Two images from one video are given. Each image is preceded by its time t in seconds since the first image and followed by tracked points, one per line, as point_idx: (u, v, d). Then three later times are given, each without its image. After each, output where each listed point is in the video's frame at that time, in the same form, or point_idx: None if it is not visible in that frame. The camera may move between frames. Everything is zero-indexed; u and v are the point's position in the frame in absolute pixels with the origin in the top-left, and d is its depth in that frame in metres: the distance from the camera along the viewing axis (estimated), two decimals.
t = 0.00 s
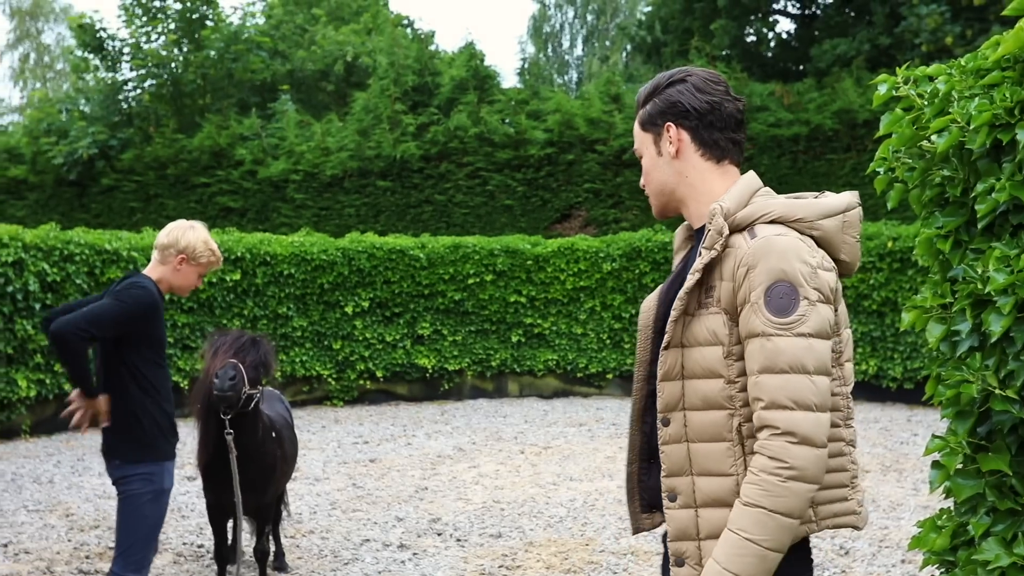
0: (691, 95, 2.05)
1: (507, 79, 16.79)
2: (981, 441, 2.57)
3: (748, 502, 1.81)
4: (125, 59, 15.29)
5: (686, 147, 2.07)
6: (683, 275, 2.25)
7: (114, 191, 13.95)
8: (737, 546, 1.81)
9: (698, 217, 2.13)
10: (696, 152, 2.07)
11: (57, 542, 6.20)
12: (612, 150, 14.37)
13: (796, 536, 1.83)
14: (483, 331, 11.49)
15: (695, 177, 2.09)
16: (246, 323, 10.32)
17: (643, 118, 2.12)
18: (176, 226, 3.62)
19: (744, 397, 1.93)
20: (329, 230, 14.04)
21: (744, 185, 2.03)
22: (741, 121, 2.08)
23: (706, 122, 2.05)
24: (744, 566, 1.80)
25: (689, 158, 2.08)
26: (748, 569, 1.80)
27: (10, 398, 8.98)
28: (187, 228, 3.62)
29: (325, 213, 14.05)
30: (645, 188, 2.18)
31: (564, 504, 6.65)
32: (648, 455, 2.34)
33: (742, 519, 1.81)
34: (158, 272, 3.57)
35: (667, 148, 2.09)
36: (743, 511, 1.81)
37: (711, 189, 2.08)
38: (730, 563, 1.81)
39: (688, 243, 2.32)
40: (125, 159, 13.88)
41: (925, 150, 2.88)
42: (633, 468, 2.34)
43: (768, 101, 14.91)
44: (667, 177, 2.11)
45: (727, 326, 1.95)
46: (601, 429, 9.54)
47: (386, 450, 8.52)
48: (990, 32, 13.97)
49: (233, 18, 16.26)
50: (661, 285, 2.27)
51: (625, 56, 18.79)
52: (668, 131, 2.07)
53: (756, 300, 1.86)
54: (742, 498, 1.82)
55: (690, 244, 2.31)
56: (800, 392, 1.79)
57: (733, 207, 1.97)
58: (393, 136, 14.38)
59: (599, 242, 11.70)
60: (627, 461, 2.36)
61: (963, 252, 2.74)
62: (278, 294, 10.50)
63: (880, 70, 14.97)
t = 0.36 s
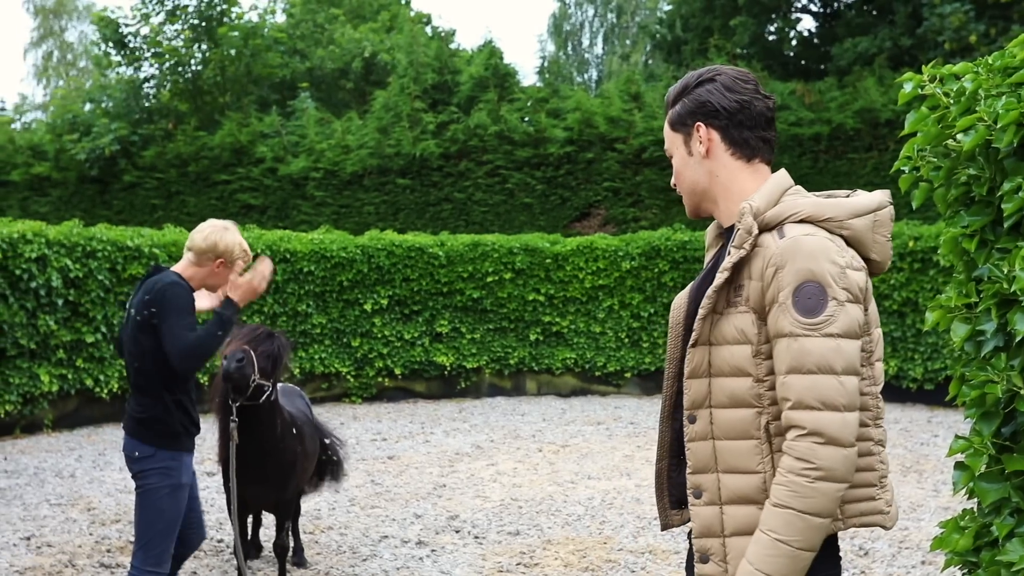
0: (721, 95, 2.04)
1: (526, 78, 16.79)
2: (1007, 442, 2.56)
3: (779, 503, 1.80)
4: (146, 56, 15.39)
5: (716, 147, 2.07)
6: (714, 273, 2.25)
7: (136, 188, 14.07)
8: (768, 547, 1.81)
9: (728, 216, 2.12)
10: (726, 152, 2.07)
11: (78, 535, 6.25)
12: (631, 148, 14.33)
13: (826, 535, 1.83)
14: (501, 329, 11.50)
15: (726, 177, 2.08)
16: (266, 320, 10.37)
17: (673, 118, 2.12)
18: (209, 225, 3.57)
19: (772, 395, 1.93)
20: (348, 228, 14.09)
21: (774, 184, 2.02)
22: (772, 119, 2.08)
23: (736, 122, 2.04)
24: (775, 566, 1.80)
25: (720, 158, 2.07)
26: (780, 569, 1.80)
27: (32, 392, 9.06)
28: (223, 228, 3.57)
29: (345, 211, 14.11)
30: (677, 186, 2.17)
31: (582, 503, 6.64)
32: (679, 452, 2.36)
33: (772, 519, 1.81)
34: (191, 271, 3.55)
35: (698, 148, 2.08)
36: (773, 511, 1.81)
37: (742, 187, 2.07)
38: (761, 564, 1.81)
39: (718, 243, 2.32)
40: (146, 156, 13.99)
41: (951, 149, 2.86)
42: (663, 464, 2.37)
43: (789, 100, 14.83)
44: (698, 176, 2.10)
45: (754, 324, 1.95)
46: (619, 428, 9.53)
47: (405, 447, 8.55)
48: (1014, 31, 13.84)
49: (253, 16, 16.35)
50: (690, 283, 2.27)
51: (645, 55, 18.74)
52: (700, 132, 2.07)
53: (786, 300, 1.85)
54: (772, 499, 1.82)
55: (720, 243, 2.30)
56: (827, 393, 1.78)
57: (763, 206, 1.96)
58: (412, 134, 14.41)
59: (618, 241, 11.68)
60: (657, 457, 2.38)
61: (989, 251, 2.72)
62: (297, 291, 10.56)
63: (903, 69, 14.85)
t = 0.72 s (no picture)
0: (725, 85, 2.03)
1: (530, 65, 16.73)
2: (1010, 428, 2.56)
3: (810, 484, 1.79)
4: (148, 43, 15.36)
5: (721, 137, 2.06)
6: (714, 259, 2.27)
7: (139, 174, 14.07)
8: (807, 531, 1.79)
9: (735, 204, 2.12)
10: (731, 141, 2.06)
11: (83, 520, 6.29)
12: (635, 136, 14.30)
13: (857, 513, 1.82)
14: (504, 316, 11.51)
15: (731, 165, 2.07)
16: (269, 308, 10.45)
17: (677, 109, 2.11)
18: (231, 212, 3.65)
19: (788, 376, 1.94)
20: (351, 215, 14.08)
21: (784, 168, 2.02)
22: (777, 108, 2.06)
23: (740, 112, 2.03)
24: (820, 549, 1.78)
25: (724, 148, 2.06)
26: (823, 552, 1.78)
27: (37, 378, 9.07)
28: (249, 214, 3.67)
29: (348, 198, 14.09)
30: (683, 175, 2.16)
31: (584, 489, 6.66)
32: (675, 435, 2.38)
33: (807, 501, 1.79)
34: (225, 260, 3.63)
35: (702, 138, 2.07)
36: (806, 493, 1.79)
37: (748, 175, 2.07)
38: (804, 549, 1.79)
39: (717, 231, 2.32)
40: (149, 143, 13.99)
41: (956, 135, 2.84)
42: (658, 448, 2.39)
43: (793, 87, 14.78)
44: (704, 167, 2.10)
45: (770, 305, 1.95)
46: (621, 415, 9.54)
47: (408, 434, 8.57)
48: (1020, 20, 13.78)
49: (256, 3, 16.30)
50: (691, 267, 2.31)
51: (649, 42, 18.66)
52: (704, 123, 2.06)
53: (805, 279, 1.85)
54: (802, 480, 1.81)
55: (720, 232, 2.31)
56: (848, 370, 1.79)
57: (777, 188, 1.97)
58: (416, 121, 14.38)
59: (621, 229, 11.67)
60: (654, 440, 2.40)
61: (993, 238, 2.71)
62: (301, 279, 10.57)
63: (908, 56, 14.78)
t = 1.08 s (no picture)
0: (721, 77, 2.03)
1: (531, 57, 16.71)
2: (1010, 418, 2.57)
3: (807, 472, 1.80)
4: (149, 36, 15.34)
5: (718, 129, 2.06)
6: (712, 251, 2.27)
7: (140, 167, 14.07)
8: (802, 518, 1.80)
9: (735, 195, 2.12)
10: (728, 133, 2.05)
11: (86, 512, 6.30)
12: (636, 127, 14.28)
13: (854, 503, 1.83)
14: (505, 308, 11.52)
15: (730, 157, 2.07)
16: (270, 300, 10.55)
17: (673, 102, 2.11)
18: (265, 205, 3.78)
19: (790, 366, 1.94)
20: (352, 207, 14.07)
21: (783, 159, 2.02)
22: (773, 99, 2.06)
23: (737, 104, 2.03)
24: (814, 537, 1.79)
25: (722, 140, 2.06)
26: (816, 539, 1.79)
27: (38, 371, 9.09)
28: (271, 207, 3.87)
29: (349, 190, 14.08)
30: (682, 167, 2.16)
31: (586, 480, 6.67)
32: (677, 429, 2.39)
33: (804, 489, 1.80)
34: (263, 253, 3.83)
35: (699, 130, 2.07)
36: (803, 481, 1.80)
37: (747, 165, 2.07)
38: (797, 535, 1.80)
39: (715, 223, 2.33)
40: (149, 136, 13.98)
41: (957, 123, 2.84)
42: (661, 442, 2.40)
43: (794, 78, 14.74)
44: (701, 159, 2.09)
45: (772, 295, 1.95)
46: (622, 407, 9.56)
47: (409, 426, 8.59)
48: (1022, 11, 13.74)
49: None
50: (691, 260, 2.32)
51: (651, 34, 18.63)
52: (702, 115, 2.05)
53: (806, 270, 1.85)
54: (801, 469, 1.81)
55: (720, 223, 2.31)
56: (848, 361, 1.79)
57: (777, 179, 1.97)
58: (417, 113, 14.36)
59: (622, 221, 11.66)
60: (657, 433, 2.40)
61: (994, 228, 2.71)
62: (302, 271, 10.59)
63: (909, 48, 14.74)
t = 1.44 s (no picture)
0: (732, 72, 2.03)
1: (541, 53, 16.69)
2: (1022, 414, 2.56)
3: (812, 467, 1.80)
4: (161, 32, 15.39)
5: (729, 124, 2.06)
6: (725, 246, 2.27)
7: (152, 163, 14.14)
8: (804, 512, 1.80)
9: (746, 190, 2.12)
10: (739, 127, 2.05)
11: (99, 506, 6.35)
12: (646, 123, 14.26)
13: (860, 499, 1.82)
14: (515, 304, 11.53)
15: (741, 152, 2.07)
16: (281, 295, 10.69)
17: (686, 96, 2.11)
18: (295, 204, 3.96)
19: (799, 362, 1.94)
20: (363, 203, 14.10)
21: (793, 155, 2.02)
22: (785, 93, 2.05)
23: (748, 98, 2.03)
24: (815, 531, 1.79)
25: (733, 134, 2.06)
26: (818, 534, 1.79)
27: (51, 366, 9.16)
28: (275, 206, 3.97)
29: (359, 186, 14.11)
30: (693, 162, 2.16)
31: (596, 476, 6.68)
32: (689, 423, 2.39)
33: (807, 483, 1.80)
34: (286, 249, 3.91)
35: (711, 125, 2.07)
36: (807, 476, 1.81)
37: (758, 160, 2.07)
38: (800, 530, 1.80)
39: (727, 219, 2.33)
40: (161, 132, 14.05)
41: (973, 117, 2.83)
42: (673, 436, 2.40)
43: (805, 74, 14.69)
44: (712, 154, 2.10)
45: (781, 290, 1.95)
46: (633, 403, 9.56)
47: (419, 421, 8.61)
48: None
49: None
50: (703, 255, 2.32)
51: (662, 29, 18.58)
52: (716, 110, 2.05)
53: (815, 266, 1.85)
54: (805, 463, 1.82)
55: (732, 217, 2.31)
56: (855, 357, 1.79)
57: (787, 174, 1.97)
58: (427, 109, 14.37)
59: (632, 217, 11.65)
60: (668, 428, 2.41)
61: (1008, 223, 2.71)
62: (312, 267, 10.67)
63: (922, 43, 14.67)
